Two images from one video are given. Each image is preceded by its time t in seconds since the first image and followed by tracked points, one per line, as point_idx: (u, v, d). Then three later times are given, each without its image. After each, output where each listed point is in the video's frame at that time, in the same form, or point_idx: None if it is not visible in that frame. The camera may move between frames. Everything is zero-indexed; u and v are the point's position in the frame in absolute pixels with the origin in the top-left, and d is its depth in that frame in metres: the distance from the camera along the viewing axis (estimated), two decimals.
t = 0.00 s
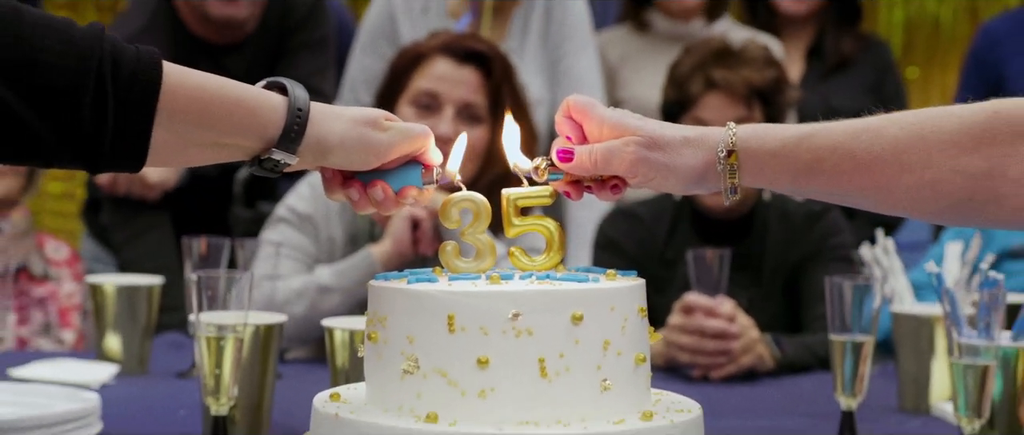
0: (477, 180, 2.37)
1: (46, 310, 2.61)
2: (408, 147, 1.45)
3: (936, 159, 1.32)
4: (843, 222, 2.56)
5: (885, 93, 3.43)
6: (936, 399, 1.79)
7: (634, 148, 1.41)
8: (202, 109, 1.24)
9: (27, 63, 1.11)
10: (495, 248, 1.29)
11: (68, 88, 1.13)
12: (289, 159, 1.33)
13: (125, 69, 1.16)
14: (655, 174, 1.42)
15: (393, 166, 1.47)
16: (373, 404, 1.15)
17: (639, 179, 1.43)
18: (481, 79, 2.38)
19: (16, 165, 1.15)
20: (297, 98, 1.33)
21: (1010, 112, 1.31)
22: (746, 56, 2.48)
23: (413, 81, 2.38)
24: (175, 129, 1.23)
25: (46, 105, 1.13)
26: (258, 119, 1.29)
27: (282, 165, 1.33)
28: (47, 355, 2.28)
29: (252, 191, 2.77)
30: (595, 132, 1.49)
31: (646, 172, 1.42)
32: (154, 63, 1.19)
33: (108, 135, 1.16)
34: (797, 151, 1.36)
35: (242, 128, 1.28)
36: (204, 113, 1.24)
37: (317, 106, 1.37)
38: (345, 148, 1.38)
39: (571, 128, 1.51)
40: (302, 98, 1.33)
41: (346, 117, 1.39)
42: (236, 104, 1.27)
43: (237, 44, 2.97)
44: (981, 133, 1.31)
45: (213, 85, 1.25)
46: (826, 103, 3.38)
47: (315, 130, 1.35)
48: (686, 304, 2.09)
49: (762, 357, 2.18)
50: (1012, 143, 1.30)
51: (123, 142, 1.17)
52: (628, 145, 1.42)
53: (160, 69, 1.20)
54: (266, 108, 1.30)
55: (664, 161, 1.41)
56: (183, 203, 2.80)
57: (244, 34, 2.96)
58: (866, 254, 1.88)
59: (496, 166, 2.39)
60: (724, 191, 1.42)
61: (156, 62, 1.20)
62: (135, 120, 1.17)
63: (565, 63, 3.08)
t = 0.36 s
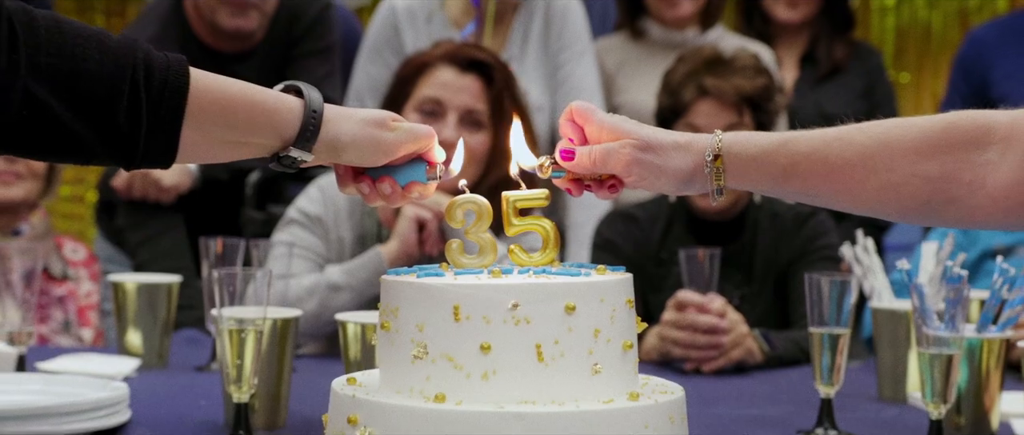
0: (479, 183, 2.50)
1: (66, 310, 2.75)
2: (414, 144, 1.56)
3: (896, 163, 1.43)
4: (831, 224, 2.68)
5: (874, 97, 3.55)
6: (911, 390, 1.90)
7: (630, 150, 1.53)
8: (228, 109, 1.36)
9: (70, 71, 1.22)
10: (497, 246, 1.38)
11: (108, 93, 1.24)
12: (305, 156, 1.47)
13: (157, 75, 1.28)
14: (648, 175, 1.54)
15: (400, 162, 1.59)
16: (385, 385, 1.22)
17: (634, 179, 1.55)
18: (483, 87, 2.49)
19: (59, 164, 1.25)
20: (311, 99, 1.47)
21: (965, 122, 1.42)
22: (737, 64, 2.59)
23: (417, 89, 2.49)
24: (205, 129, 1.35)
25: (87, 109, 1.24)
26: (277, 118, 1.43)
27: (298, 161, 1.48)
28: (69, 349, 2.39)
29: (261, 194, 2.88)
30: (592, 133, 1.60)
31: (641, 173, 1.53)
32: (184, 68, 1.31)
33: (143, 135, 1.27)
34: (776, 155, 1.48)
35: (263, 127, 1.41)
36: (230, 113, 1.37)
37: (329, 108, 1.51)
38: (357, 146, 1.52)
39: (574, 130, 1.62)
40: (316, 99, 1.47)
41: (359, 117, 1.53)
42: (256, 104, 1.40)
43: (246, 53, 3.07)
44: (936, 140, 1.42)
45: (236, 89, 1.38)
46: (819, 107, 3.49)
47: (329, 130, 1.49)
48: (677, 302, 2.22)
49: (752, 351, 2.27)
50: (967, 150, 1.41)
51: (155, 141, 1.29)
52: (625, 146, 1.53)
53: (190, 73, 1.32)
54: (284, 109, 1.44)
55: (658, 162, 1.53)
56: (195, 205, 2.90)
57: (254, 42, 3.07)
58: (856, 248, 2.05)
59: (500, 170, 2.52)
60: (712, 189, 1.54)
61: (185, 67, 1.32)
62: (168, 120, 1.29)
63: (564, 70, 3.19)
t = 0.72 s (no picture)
0: (479, 185, 2.61)
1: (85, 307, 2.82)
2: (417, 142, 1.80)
3: (877, 173, 1.52)
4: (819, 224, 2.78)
5: (864, 101, 3.66)
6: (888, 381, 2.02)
7: (640, 144, 1.63)
8: (248, 110, 1.58)
9: (107, 78, 1.41)
10: (498, 243, 1.49)
11: (140, 96, 1.43)
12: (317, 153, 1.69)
13: (181, 78, 1.48)
14: (652, 170, 1.64)
15: (403, 159, 1.81)
16: (397, 370, 1.34)
17: (641, 172, 1.64)
18: (484, 94, 2.62)
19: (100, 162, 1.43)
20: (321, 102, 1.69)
21: (941, 139, 1.51)
22: (726, 71, 2.72)
23: (421, 95, 2.61)
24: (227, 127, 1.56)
25: (126, 111, 1.42)
26: (290, 118, 1.64)
27: (310, 157, 1.69)
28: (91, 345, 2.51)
29: (271, 195, 2.99)
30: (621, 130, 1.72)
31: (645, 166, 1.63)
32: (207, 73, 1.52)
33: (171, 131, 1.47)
34: (767, 165, 1.58)
35: (279, 125, 1.63)
36: (250, 114, 1.58)
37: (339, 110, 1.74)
38: (365, 143, 1.76)
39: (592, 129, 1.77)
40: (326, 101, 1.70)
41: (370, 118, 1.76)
42: (270, 105, 1.61)
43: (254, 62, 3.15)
44: (913, 155, 1.51)
45: (254, 92, 1.60)
46: (811, 112, 3.58)
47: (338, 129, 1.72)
48: (669, 297, 2.32)
49: (740, 345, 2.39)
50: (941, 163, 1.50)
51: (183, 140, 1.49)
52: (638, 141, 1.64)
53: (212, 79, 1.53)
54: (294, 109, 1.65)
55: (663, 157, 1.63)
56: (208, 207, 3.01)
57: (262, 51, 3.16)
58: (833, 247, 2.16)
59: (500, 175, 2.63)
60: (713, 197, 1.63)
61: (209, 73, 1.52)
62: (194, 118, 1.49)
63: (563, 76, 3.31)
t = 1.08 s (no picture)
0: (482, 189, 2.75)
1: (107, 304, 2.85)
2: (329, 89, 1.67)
3: (879, 196, 1.57)
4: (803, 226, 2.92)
5: (851, 107, 3.80)
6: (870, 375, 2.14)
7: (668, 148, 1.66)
8: (149, 91, 1.50)
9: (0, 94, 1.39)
10: (499, 240, 1.62)
11: (38, 106, 1.40)
12: (226, 107, 1.55)
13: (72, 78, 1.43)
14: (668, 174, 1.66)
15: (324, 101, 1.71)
16: (408, 355, 1.48)
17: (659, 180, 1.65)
18: (485, 102, 2.75)
19: (15, 178, 1.40)
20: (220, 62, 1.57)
21: (937, 169, 1.57)
22: (716, 79, 2.85)
23: (425, 103, 2.74)
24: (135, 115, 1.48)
25: (31, 126, 1.40)
26: (186, 88, 1.53)
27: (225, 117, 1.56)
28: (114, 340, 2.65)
29: (282, 199, 3.16)
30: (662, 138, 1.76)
31: (660, 175, 1.63)
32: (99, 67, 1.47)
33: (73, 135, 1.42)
34: (771, 194, 1.62)
35: (179, 98, 1.52)
36: (151, 94, 1.50)
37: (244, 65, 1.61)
38: (273, 89, 1.60)
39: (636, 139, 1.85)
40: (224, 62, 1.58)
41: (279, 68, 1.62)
42: (171, 83, 1.52)
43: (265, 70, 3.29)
44: (910, 183, 1.57)
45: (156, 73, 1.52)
46: (800, 117, 3.72)
47: (243, 82, 1.57)
48: (662, 294, 2.45)
49: (728, 339, 2.52)
50: (934, 190, 1.56)
51: (95, 136, 1.44)
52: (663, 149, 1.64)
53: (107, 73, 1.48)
54: (193, 78, 1.54)
55: (684, 167, 1.63)
56: (221, 209, 3.14)
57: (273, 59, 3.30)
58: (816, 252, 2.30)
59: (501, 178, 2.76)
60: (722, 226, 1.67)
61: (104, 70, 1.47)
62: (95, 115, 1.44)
63: (562, 84, 3.45)
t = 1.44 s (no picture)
0: (485, 191, 2.90)
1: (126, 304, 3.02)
2: (195, 268, 1.48)
3: (883, 223, 1.60)
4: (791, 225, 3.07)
5: (839, 113, 3.97)
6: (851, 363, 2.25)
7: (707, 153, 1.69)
8: (31, 239, 1.50)
9: None
10: (501, 237, 1.78)
11: None
12: (96, 266, 1.48)
13: None
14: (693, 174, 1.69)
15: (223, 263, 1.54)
16: (419, 341, 1.64)
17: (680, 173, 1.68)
18: (487, 109, 2.90)
19: None
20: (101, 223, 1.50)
21: (941, 202, 1.59)
22: (706, 86, 3.02)
23: (431, 110, 2.89)
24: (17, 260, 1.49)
25: None
26: (65, 241, 1.50)
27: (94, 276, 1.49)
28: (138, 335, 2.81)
29: (295, 202, 3.32)
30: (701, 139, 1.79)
31: (683, 168, 1.67)
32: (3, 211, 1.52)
33: None
34: (783, 208, 1.64)
35: (58, 250, 1.50)
36: (30, 243, 1.49)
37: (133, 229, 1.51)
38: (143, 257, 1.49)
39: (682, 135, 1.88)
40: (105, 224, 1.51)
41: (153, 232, 1.49)
42: (57, 235, 1.51)
43: (278, 78, 3.42)
44: (913, 212, 1.59)
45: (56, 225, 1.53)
46: (789, 123, 3.88)
47: (113, 243, 1.49)
48: (652, 292, 2.59)
49: (717, 333, 2.68)
50: (937, 218, 1.58)
51: None
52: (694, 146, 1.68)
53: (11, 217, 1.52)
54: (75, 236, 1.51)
55: (707, 166, 1.66)
56: (236, 212, 3.32)
57: (285, 67, 3.43)
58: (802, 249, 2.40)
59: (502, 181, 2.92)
60: (731, 234, 1.69)
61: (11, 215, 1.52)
62: None
63: (561, 90, 3.59)
